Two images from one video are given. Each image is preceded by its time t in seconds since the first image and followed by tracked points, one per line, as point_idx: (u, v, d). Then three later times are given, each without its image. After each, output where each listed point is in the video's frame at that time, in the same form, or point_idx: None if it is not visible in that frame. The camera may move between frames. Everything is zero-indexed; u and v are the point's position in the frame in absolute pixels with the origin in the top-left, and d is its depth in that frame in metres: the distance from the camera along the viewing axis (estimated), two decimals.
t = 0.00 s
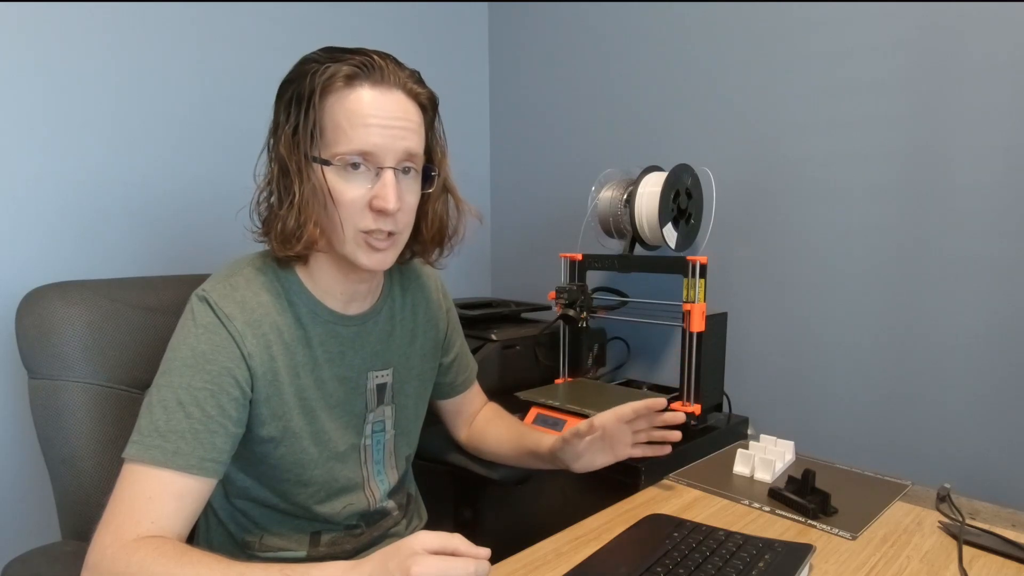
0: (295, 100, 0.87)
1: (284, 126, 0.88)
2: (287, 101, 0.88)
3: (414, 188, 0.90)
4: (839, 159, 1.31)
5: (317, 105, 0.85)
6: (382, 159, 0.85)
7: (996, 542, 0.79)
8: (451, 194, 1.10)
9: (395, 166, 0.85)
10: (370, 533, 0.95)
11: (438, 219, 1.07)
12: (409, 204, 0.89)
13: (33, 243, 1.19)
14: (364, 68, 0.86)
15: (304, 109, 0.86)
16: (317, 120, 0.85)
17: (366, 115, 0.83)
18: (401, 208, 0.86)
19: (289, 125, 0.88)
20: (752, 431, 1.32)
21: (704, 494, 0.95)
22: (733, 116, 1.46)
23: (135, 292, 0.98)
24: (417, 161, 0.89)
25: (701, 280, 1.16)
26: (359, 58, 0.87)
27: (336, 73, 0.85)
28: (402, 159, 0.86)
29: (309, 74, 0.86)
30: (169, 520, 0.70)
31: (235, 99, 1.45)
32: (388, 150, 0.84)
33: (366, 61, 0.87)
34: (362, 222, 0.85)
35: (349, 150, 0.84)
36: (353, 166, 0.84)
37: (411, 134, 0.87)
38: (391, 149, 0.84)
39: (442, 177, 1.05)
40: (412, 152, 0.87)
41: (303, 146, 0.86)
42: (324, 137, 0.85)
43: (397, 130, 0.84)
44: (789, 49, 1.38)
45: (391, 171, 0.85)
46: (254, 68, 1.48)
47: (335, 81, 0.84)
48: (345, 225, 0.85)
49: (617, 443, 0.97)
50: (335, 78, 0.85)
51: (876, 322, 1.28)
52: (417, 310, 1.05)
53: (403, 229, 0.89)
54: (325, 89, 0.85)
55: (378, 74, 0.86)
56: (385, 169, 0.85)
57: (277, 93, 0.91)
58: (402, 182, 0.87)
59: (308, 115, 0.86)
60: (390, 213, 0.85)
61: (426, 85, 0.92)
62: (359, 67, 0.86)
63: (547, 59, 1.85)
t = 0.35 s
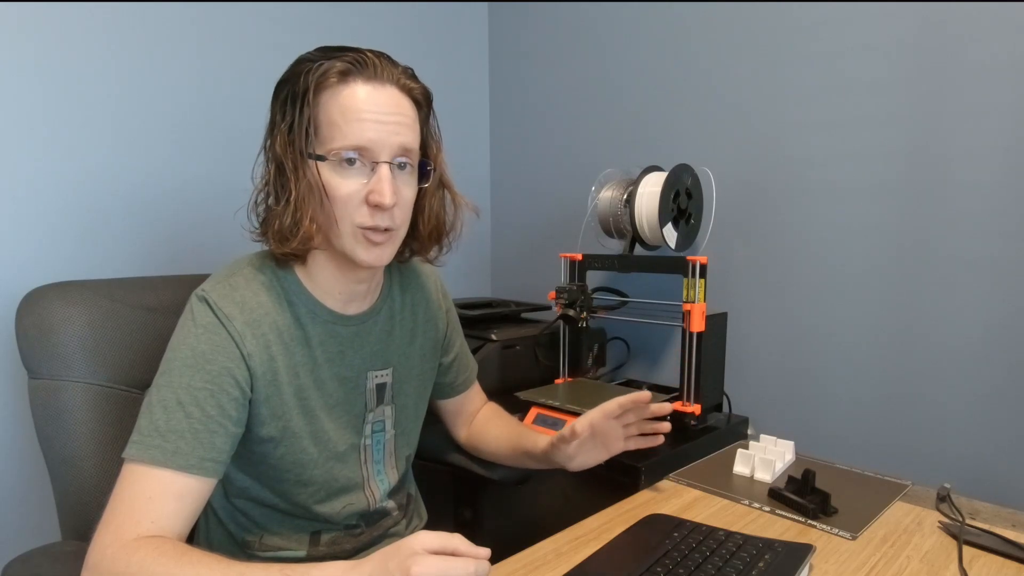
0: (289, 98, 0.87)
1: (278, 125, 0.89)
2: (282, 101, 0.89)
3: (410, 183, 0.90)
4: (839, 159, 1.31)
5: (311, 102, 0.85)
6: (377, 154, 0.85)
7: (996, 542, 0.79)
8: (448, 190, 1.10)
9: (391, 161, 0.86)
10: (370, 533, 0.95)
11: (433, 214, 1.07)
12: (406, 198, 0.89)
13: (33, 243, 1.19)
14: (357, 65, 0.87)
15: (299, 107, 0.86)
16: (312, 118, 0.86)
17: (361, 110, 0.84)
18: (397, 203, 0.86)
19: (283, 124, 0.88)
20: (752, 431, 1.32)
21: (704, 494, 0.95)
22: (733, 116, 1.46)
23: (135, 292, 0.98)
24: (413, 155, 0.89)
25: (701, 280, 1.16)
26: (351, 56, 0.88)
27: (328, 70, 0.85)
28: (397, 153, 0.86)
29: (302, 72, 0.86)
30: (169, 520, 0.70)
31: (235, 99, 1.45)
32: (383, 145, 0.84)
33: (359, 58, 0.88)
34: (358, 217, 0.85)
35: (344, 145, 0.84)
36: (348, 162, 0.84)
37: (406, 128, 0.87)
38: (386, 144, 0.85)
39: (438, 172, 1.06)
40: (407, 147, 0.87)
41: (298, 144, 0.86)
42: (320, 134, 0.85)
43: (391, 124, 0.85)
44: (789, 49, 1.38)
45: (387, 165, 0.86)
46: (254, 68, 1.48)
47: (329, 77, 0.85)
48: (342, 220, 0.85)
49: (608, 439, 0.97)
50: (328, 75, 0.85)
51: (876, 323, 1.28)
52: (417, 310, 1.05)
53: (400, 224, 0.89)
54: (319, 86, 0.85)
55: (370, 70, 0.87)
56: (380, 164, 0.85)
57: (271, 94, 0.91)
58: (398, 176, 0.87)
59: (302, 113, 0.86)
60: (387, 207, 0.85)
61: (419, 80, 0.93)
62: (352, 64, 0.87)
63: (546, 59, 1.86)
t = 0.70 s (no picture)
0: (301, 95, 0.87)
1: (289, 122, 0.89)
2: (293, 97, 0.89)
3: (418, 180, 0.90)
4: (839, 159, 1.31)
5: (323, 97, 0.85)
6: (390, 148, 0.85)
7: (996, 542, 0.79)
8: (451, 189, 1.11)
9: (402, 156, 0.86)
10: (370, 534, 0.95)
11: (440, 213, 1.08)
12: (415, 194, 0.89)
13: (32, 243, 1.19)
14: (370, 63, 0.87)
15: (311, 103, 0.86)
16: (324, 113, 0.86)
17: (374, 105, 0.84)
18: (408, 198, 0.86)
19: (294, 121, 0.88)
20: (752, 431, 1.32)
21: (704, 494, 0.95)
22: (733, 116, 1.46)
23: (135, 292, 0.98)
24: (421, 153, 0.89)
25: (701, 279, 1.16)
26: (363, 54, 0.88)
27: (341, 66, 0.86)
28: (409, 148, 0.86)
29: (315, 69, 0.87)
30: (170, 520, 0.70)
31: (235, 99, 1.45)
32: (394, 140, 0.85)
33: (372, 56, 0.88)
34: (368, 211, 0.84)
35: (357, 139, 0.84)
36: (359, 155, 0.84)
37: (416, 125, 0.87)
38: (397, 139, 0.85)
39: (445, 170, 1.06)
40: (417, 143, 0.88)
41: (310, 139, 0.86)
42: (331, 129, 0.85)
43: (403, 121, 0.85)
44: (789, 49, 1.38)
45: (398, 160, 0.86)
46: (254, 68, 1.48)
47: (341, 74, 0.85)
48: (352, 214, 0.85)
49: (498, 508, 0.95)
50: (341, 71, 0.85)
51: (875, 322, 1.28)
52: (419, 310, 1.05)
53: (409, 220, 0.89)
54: (332, 82, 0.85)
55: (383, 68, 0.87)
56: (392, 158, 0.85)
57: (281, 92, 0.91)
58: (408, 172, 0.87)
59: (314, 108, 0.86)
60: (399, 200, 0.85)
61: (427, 81, 0.94)
62: (364, 61, 0.87)
63: (546, 59, 1.85)
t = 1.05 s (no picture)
0: (308, 94, 0.88)
1: (296, 121, 0.89)
2: (300, 97, 0.89)
3: (424, 173, 0.90)
4: (839, 159, 1.31)
5: (330, 93, 0.86)
6: (396, 139, 0.85)
7: (996, 542, 0.79)
8: (456, 187, 1.11)
9: (409, 147, 0.86)
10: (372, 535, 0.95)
11: (446, 211, 1.08)
12: (422, 186, 0.89)
13: (32, 243, 1.19)
14: (375, 60, 0.88)
15: (318, 99, 0.87)
16: (331, 108, 0.86)
17: (381, 98, 0.85)
18: (415, 189, 0.86)
19: (301, 119, 0.89)
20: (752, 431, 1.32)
21: (704, 494, 0.95)
22: (733, 116, 1.46)
23: (135, 292, 0.98)
24: (427, 147, 0.90)
25: (701, 279, 1.16)
26: (368, 52, 0.90)
27: (348, 63, 0.87)
28: (415, 140, 0.87)
29: (321, 67, 0.88)
30: (172, 519, 0.70)
31: (235, 99, 1.45)
32: (402, 131, 0.85)
33: (377, 54, 0.90)
34: (377, 202, 0.84)
35: (364, 131, 0.84)
36: (367, 147, 0.85)
37: (422, 119, 0.88)
38: (405, 130, 0.85)
39: (449, 167, 1.07)
40: (423, 136, 0.88)
41: (317, 135, 0.87)
42: (338, 124, 0.86)
43: (409, 113, 0.86)
44: (789, 49, 1.38)
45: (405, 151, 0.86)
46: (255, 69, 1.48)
47: (348, 70, 0.86)
48: (360, 206, 0.84)
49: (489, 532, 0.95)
50: (348, 68, 0.86)
51: (875, 322, 1.28)
52: (425, 309, 1.05)
53: (416, 213, 0.89)
54: (339, 78, 0.86)
55: (388, 64, 0.89)
56: (399, 149, 0.85)
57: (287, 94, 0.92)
58: (415, 164, 0.88)
59: (321, 104, 0.87)
60: (407, 188, 0.85)
61: (431, 80, 0.95)
62: (369, 59, 0.88)
63: (546, 59, 1.85)
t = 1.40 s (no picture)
0: (310, 95, 0.88)
1: (298, 122, 0.89)
2: (303, 98, 0.89)
3: (427, 175, 0.90)
4: (839, 159, 1.31)
5: (333, 94, 0.86)
6: (399, 142, 0.86)
7: (996, 542, 0.79)
8: (459, 189, 1.12)
9: (412, 149, 0.86)
10: (372, 534, 0.95)
11: (448, 213, 1.09)
12: (424, 188, 0.89)
13: (32, 243, 1.19)
14: (378, 61, 0.88)
15: (321, 101, 0.87)
16: (333, 109, 0.86)
17: (384, 100, 0.85)
18: (418, 191, 0.87)
19: (303, 120, 0.89)
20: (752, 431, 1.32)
21: (704, 494, 0.95)
22: (733, 116, 1.46)
23: (135, 292, 0.98)
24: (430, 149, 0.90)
25: (701, 280, 1.16)
26: (371, 54, 0.90)
27: (351, 65, 0.87)
28: (417, 143, 0.87)
29: (324, 69, 0.88)
30: (172, 520, 0.70)
31: (235, 98, 1.45)
32: (405, 133, 0.85)
33: (380, 55, 0.90)
34: (380, 204, 0.85)
35: (367, 133, 0.84)
36: (370, 149, 0.85)
37: (425, 120, 0.88)
38: (408, 132, 0.85)
39: (451, 168, 1.07)
40: (426, 138, 0.88)
41: (319, 136, 0.87)
42: (341, 125, 0.86)
43: (413, 115, 0.86)
44: (789, 49, 1.38)
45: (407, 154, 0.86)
46: (255, 69, 1.48)
47: (351, 72, 0.86)
48: (363, 208, 0.85)
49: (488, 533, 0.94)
50: (351, 69, 0.86)
51: (875, 322, 1.28)
52: (428, 310, 1.05)
53: (419, 215, 0.89)
54: (341, 80, 0.86)
55: (391, 66, 0.89)
56: (402, 151, 0.85)
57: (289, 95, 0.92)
58: (417, 166, 0.88)
59: (323, 106, 0.87)
60: (410, 191, 0.85)
61: (434, 81, 0.95)
62: (372, 61, 0.88)
63: (546, 59, 1.85)
